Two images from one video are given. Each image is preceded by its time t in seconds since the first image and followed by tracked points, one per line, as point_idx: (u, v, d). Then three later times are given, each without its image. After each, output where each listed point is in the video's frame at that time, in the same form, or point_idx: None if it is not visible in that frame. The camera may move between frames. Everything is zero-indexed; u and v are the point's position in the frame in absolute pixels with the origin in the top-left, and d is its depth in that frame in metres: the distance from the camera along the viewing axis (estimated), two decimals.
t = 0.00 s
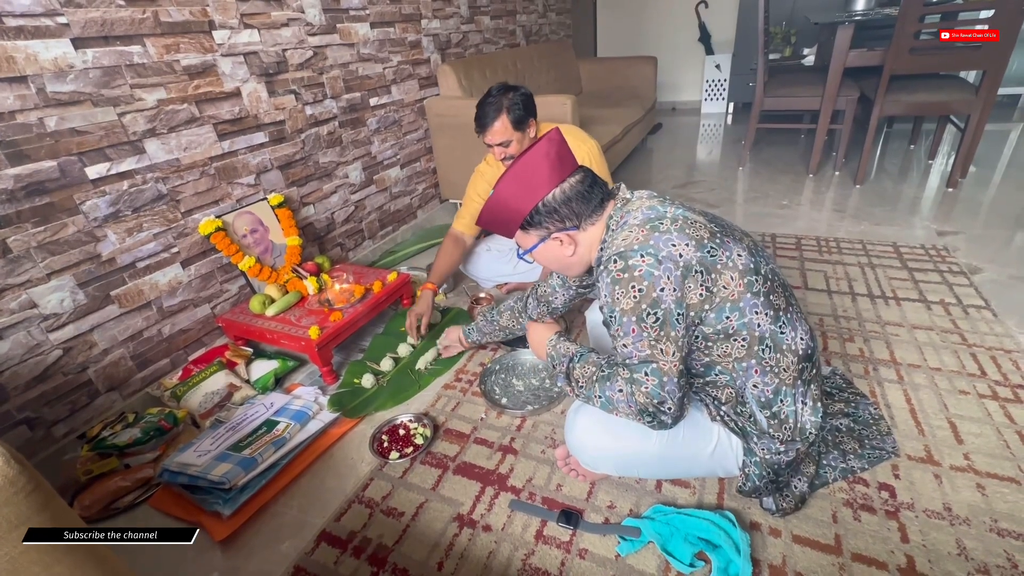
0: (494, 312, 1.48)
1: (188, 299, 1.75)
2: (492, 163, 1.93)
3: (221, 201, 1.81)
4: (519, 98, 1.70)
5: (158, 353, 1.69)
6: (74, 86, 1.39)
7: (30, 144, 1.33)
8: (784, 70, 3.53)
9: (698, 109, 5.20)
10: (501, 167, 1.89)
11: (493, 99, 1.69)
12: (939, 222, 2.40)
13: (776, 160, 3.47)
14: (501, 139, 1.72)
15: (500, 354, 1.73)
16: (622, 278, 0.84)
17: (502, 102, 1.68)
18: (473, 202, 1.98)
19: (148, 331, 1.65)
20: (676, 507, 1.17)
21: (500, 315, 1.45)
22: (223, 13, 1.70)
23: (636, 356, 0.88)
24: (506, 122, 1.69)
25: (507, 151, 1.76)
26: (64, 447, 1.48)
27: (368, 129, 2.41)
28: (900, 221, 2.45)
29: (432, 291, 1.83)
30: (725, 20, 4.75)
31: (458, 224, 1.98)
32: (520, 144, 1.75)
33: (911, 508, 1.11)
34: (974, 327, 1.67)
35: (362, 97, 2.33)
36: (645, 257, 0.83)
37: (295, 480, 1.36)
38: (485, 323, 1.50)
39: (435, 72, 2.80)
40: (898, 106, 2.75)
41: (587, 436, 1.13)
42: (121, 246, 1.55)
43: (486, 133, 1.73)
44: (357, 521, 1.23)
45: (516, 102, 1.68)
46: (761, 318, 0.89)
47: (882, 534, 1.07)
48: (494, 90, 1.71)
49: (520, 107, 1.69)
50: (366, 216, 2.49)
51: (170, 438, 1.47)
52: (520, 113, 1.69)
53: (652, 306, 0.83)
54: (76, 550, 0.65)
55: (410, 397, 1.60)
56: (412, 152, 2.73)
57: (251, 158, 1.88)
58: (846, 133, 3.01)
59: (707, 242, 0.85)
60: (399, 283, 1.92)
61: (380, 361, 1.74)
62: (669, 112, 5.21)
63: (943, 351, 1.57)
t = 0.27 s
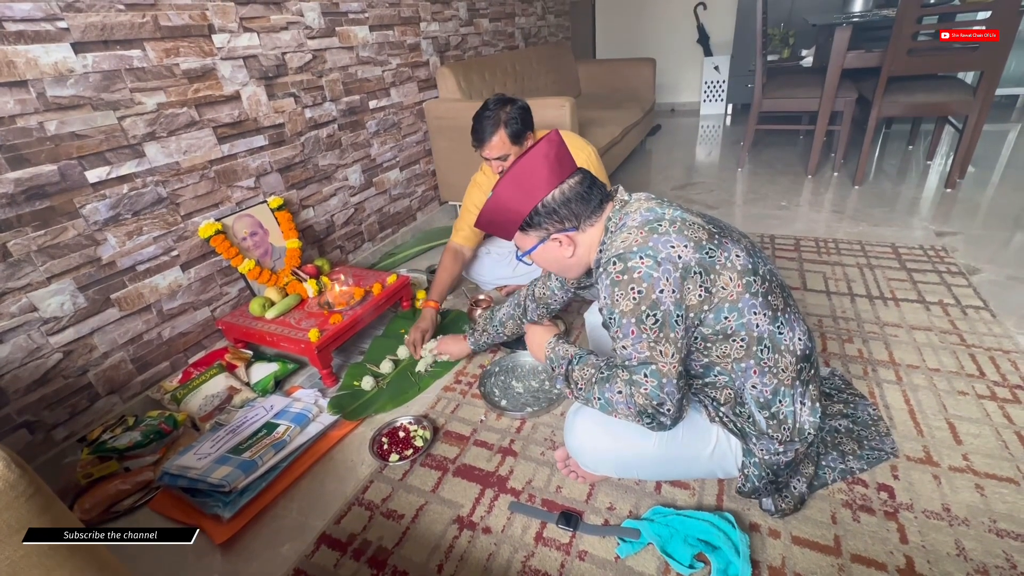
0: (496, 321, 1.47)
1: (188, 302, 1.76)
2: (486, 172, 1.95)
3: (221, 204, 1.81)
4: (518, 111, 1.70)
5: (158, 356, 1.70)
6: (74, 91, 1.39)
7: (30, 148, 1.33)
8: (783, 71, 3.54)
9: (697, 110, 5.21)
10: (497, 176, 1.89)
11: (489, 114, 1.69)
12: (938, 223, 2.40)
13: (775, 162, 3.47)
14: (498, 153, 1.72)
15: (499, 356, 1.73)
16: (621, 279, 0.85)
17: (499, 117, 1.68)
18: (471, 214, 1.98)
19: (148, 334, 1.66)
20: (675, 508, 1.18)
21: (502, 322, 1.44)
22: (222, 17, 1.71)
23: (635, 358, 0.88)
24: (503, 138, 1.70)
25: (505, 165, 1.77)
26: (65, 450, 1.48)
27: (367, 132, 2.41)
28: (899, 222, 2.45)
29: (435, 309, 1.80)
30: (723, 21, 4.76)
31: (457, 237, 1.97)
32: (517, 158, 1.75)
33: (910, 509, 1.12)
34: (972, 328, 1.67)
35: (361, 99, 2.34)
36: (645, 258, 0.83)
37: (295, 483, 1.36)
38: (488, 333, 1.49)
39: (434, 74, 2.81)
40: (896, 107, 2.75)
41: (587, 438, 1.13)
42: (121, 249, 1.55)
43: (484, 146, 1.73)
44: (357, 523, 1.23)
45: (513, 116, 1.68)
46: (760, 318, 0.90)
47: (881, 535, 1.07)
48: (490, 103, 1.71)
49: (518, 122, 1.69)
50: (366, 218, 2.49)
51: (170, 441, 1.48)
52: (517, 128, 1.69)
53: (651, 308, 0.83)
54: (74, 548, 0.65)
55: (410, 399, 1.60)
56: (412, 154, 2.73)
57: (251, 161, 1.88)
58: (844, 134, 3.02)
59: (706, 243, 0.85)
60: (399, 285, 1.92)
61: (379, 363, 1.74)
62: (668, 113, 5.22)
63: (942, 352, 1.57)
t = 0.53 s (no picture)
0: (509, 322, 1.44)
1: (188, 305, 1.76)
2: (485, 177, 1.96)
3: (221, 207, 1.81)
4: (517, 119, 1.70)
5: (159, 359, 1.70)
6: (75, 95, 1.39)
7: (31, 152, 1.33)
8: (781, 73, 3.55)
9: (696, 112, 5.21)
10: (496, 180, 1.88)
11: (489, 121, 1.69)
12: (937, 224, 2.41)
13: (774, 163, 3.48)
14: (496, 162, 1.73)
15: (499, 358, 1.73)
16: (621, 283, 0.85)
17: (498, 123, 1.68)
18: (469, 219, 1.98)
19: (148, 338, 1.66)
20: (676, 511, 1.17)
21: (513, 323, 1.42)
22: (222, 21, 1.71)
23: (634, 361, 0.88)
24: (503, 144, 1.70)
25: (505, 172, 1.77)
26: (65, 454, 1.48)
27: (367, 135, 2.42)
28: (898, 223, 2.45)
29: (436, 313, 1.80)
30: (722, 23, 4.77)
31: (457, 241, 1.98)
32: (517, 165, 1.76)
33: (911, 510, 1.12)
34: (972, 328, 1.67)
35: (361, 102, 2.34)
36: (645, 262, 0.83)
37: (295, 487, 1.36)
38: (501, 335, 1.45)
39: (434, 77, 2.81)
40: (895, 108, 2.75)
41: (585, 441, 1.13)
42: (121, 253, 1.55)
43: (485, 153, 1.73)
44: (358, 525, 1.23)
45: (513, 122, 1.68)
46: (759, 322, 0.90)
47: (882, 537, 1.07)
48: (490, 108, 1.71)
49: (518, 130, 1.69)
50: (366, 221, 2.50)
51: (170, 444, 1.48)
52: (517, 134, 1.69)
53: (651, 311, 0.83)
54: (73, 549, 0.65)
55: (410, 402, 1.61)
56: (412, 157, 2.74)
57: (251, 164, 1.89)
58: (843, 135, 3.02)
59: (706, 245, 0.85)
60: (399, 288, 1.93)
61: (379, 365, 1.74)
62: (667, 115, 5.23)
63: (942, 353, 1.57)
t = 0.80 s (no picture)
0: (573, 313, 1.41)
1: (191, 308, 1.76)
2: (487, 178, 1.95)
3: (223, 211, 1.82)
4: (519, 121, 1.70)
5: (161, 362, 1.70)
6: (78, 100, 1.40)
7: (35, 157, 1.34)
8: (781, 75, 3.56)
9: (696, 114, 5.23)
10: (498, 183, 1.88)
11: (492, 121, 1.69)
12: (938, 225, 2.41)
13: (774, 165, 3.49)
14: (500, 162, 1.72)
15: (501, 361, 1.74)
16: (654, 287, 0.84)
17: (501, 124, 1.69)
18: (472, 220, 1.99)
19: (150, 341, 1.66)
20: (678, 513, 1.18)
21: (577, 313, 1.40)
22: (225, 26, 1.72)
23: (647, 366, 0.89)
24: (505, 145, 1.71)
25: (507, 172, 1.75)
26: (68, 457, 1.48)
27: (368, 138, 2.42)
28: (899, 225, 2.46)
29: (440, 314, 1.80)
30: (721, 25, 4.79)
31: (458, 242, 2.00)
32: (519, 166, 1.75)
33: (913, 512, 1.12)
34: (973, 330, 1.67)
35: (362, 106, 2.35)
36: (682, 271, 0.82)
37: (297, 490, 1.36)
38: (563, 326, 1.41)
39: (435, 80, 2.82)
40: (895, 110, 2.76)
41: (586, 444, 1.13)
42: (124, 257, 1.56)
43: (486, 153, 1.73)
44: (360, 528, 1.23)
45: (515, 123, 1.69)
46: (783, 339, 0.90)
47: (884, 539, 1.07)
48: (493, 110, 1.72)
49: (519, 131, 1.70)
50: (367, 224, 2.50)
51: (172, 447, 1.48)
52: (519, 134, 1.70)
53: (678, 322, 0.83)
54: (80, 553, 0.66)
55: (412, 404, 1.61)
56: (413, 160, 2.75)
57: (253, 167, 1.90)
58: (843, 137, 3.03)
59: (747, 259, 0.84)
60: (401, 290, 1.93)
61: (381, 368, 1.74)
62: (667, 117, 5.24)
63: (943, 354, 1.58)
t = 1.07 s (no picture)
0: (625, 301, 1.33)
1: (191, 311, 1.77)
2: (488, 180, 1.96)
3: (224, 214, 1.82)
4: (521, 124, 1.72)
5: (162, 365, 1.70)
6: (79, 103, 1.40)
7: (36, 160, 1.34)
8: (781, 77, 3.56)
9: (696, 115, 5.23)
10: (497, 185, 1.90)
11: (493, 124, 1.69)
12: (938, 226, 2.41)
13: (774, 166, 3.49)
14: (502, 163, 1.72)
15: (502, 363, 1.74)
16: (720, 308, 0.81)
17: (502, 126, 1.69)
18: (472, 223, 2.00)
19: (151, 344, 1.66)
20: (678, 515, 1.17)
21: (629, 305, 1.32)
22: (225, 29, 1.73)
23: (685, 381, 0.87)
24: (507, 147, 1.71)
25: (509, 175, 1.75)
26: (68, 461, 1.48)
27: (368, 141, 2.43)
28: (899, 226, 2.45)
29: (441, 317, 1.81)
30: (721, 27, 4.80)
31: (457, 245, 1.99)
32: (520, 168, 1.76)
33: (914, 514, 1.11)
34: (974, 331, 1.67)
35: (362, 109, 2.36)
36: (756, 296, 0.79)
37: (297, 493, 1.35)
38: (614, 313, 1.33)
39: (435, 83, 2.83)
40: (894, 111, 2.76)
41: (595, 452, 1.13)
42: (125, 260, 1.56)
43: (488, 157, 1.72)
44: (360, 532, 1.23)
45: (516, 126, 1.70)
46: (833, 362, 0.92)
47: (885, 541, 1.07)
48: (494, 113, 1.72)
49: (520, 134, 1.71)
50: (367, 226, 2.51)
51: (173, 450, 1.48)
52: (521, 137, 1.71)
53: (737, 345, 0.82)
54: (79, 555, 0.67)
55: (412, 407, 1.61)
56: (412, 162, 2.75)
57: (253, 170, 1.90)
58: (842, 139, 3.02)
59: (819, 282, 0.83)
60: (401, 293, 1.93)
61: (381, 370, 1.74)
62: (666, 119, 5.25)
63: (944, 355, 1.57)
